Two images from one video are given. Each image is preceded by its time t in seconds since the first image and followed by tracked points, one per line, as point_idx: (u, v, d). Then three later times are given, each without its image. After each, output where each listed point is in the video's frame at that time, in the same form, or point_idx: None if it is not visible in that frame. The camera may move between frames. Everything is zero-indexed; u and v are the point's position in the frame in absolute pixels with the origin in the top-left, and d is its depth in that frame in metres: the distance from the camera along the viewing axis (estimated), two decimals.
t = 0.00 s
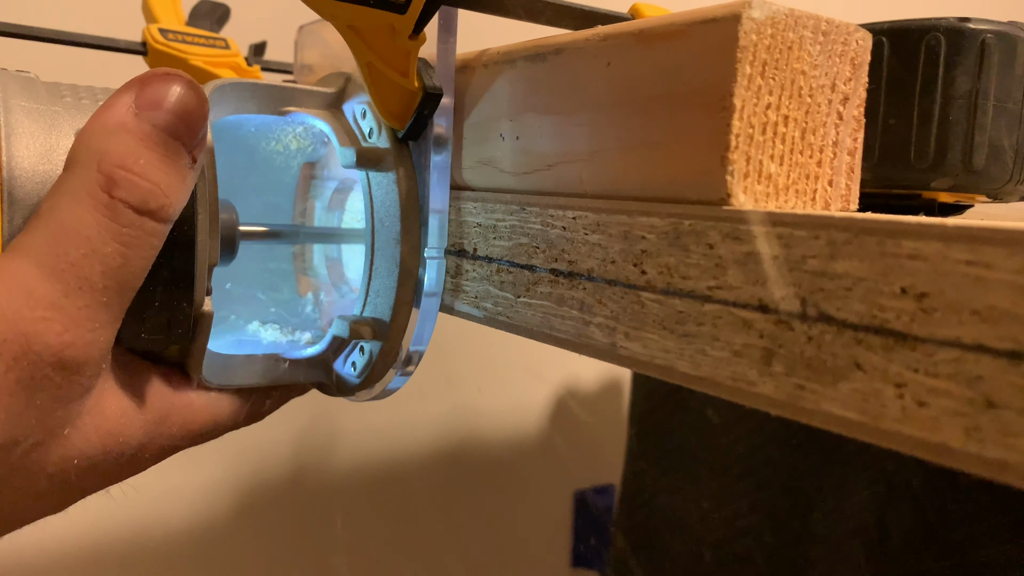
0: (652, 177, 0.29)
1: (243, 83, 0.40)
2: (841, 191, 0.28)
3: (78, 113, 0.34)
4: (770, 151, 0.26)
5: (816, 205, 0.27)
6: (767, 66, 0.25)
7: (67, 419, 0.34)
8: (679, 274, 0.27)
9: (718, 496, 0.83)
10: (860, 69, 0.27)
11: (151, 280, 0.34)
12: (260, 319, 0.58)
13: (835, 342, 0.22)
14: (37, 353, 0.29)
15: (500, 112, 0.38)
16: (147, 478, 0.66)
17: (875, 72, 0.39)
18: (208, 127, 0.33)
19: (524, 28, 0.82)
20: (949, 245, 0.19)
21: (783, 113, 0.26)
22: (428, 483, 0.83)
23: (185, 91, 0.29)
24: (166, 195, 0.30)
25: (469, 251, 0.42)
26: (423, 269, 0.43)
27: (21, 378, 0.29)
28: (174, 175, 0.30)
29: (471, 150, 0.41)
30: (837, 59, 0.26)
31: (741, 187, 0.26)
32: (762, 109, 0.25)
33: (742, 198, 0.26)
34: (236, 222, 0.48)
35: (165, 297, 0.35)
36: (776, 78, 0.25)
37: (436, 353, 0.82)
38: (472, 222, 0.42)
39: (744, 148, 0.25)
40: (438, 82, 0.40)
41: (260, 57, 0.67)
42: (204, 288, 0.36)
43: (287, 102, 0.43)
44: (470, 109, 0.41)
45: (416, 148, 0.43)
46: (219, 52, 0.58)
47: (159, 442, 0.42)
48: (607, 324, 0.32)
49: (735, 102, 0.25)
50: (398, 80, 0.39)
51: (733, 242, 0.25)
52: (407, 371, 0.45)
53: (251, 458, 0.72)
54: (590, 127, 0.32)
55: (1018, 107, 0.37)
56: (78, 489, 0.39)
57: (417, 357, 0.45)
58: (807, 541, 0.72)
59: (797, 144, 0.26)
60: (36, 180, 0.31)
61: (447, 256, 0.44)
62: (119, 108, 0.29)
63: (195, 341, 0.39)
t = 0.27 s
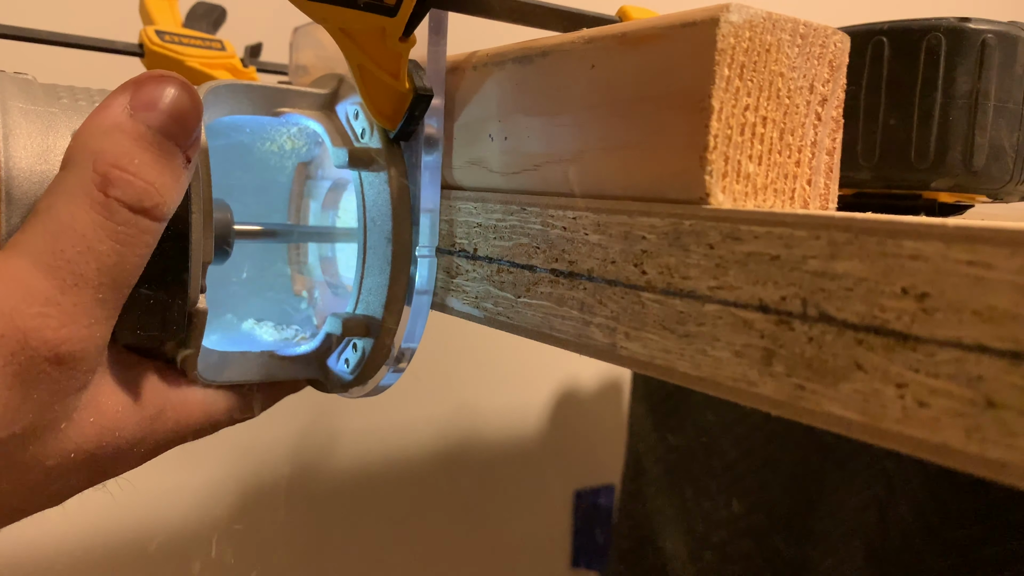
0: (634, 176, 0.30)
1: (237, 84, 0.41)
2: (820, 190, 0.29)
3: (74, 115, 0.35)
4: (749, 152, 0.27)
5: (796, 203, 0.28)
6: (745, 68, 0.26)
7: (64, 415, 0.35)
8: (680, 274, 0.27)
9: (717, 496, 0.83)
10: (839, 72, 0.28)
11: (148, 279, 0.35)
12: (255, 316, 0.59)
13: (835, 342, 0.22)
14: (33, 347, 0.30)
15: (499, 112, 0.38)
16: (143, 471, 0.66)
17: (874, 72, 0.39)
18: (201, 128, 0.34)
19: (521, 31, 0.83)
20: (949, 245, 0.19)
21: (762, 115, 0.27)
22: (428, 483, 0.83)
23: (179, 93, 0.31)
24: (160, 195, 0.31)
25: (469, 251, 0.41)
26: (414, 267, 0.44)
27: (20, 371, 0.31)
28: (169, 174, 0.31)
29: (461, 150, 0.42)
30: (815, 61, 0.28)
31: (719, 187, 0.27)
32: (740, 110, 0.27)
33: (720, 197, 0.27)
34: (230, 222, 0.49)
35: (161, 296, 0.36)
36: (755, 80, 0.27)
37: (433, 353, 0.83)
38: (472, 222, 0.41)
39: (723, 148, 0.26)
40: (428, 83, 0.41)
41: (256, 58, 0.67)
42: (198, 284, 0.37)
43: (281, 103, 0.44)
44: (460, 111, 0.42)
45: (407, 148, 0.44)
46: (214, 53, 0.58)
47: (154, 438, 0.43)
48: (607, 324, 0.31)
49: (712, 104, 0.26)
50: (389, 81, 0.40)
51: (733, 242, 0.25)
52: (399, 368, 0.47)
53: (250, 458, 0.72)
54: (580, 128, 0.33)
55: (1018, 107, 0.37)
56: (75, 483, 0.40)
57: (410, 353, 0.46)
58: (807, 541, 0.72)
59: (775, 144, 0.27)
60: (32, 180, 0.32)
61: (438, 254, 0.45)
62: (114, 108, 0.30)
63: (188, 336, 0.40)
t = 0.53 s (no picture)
0: (621, 175, 0.31)
1: (232, 85, 0.42)
2: (803, 190, 0.30)
3: (72, 116, 0.35)
4: (732, 152, 0.28)
5: (779, 202, 0.29)
6: (728, 70, 0.27)
7: (62, 411, 0.35)
8: (680, 274, 0.27)
9: (717, 496, 0.83)
10: (821, 73, 0.29)
11: (143, 277, 0.35)
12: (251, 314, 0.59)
13: (835, 342, 0.22)
14: (31, 343, 0.31)
15: (497, 111, 0.38)
16: (140, 465, 0.66)
17: (874, 73, 0.40)
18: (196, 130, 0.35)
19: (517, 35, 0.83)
20: (949, 246, 0.19)
21: (745, 115, 0.28)
22: (428, 483, 0.83)
23: (175, 94, 0.32)
24: (156, 193, 0.31)
25: (469, 251, 0.41)
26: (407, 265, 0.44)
27: (18, 367, 0.31)
28: (164, 173, 0.32)
29: (454, 151, 0.43)
30: (798, 62, 0.28)
31: (703, 186, 0.27)
32: (723, 111, 0.27)
33: (704, 196, 0.27)
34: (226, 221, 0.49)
35: (156, 293, 0.36)
36: (737, 82, 0.27)
37: (432, 353, 0.82)
38: (472, 222, 0.41)
39: (706, 149, 0.27)
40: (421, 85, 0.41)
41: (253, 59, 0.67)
42: (194, 282, 0.37)
43: (276, 103, 0.44)
44: (451, 110, 0.43)
45: (400, 148, 0.44)
46: (211, 54, 0.57)
47: (152, 434, 0.43)
48: (607, 324, 0.31)
49: (696, 105, 0.27)
50: (383, 83, 0.40)
51: (733, 242, 0.25)
52: (394, 365, 0.47)
53: (251, 459, 0.72)
54: (570, 128, 0.33)
55: (1019, 107, 0.37)
56: (72, 479, 0.40)
57: (403, 351, 0.46)
58: (807, 541, 0.72)
59: (758, 145, 0.28)
60: (32, 180, 0.32)
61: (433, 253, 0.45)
62: (111, 110, 0.31)
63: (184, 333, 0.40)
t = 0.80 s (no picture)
0: (608, 175, 0.32)
1: (228, 86, 0.42)
2: (786, 189, 0.30)
3: (69, 116, 0.35)
4: (716, 152, 0.28)
5: (763, 201, 0.30)
6: (712, 72, 0.28)
7: (59, 406, 0.35)
8: (680, 273, 0.27)
9: (717, 496, 0.83)
10: (804, 75, 0.30)
11: (140, 273, 0.35)
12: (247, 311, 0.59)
13: (835, 342, 0.22)
14: (30, 338, 0.31)
15: (497, 110, 0.38)
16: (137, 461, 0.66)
17: (873, 72, 0.39)
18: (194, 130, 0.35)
19: (512, 37, 0.84)
20: (949, 245, 0.19)
21: (729, 116, 0.28)
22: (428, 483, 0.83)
23: (170, 95, 0.32)
24: (152, 192, 0.32)
25: (469, 250, 0.41)
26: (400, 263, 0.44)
27: (16, 362, 0.31)
28: (160, 172, 0.32)
29: (445, 151, 0.44)
30: (781, 63, 0.29)
31: (687, 185, 0.28)
32: (707, 112, 0.28)
33: (687, 195, 0.28)
34: (222, 219, 0.49)
35: (151, 290, 0.36)
36: (721, 83, 0.28)
37: (430, 353, 0.82)
38: (472, 222, 0.41)
39: (690, 149, 0.28)
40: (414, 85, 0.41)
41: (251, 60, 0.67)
42: (189, 280, 0.37)
43: (271, 104, 0.44)
44: (444, 110, 0.43)
45: (394, 148, 0.44)
46: (207, 54, 0.58)
47: (147, 430, 0.43)
48: (607, 323, 0.31)
49: (679, 106, 0.27)
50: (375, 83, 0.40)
51: (733, 242, 0.25)
52: (388, 362, 0.46)
53: (251, 459, 0.72)
54: (562, 128, 0.34)
55: (1018, 108, 0.37)
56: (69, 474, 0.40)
57: (398, 348, 0.46)
58: (808, 541, 0.72)
59: (742, 145, 0.29)
60: (30, 179, 0.33)
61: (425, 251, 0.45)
62: (108, 110, 0.31)
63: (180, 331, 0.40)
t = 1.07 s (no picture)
0: (603, 174, 0.32)
1: (227, 87, 0.42)
2: (780, 188, 0.30)
3: (69, 115, 0.35)
4: (710, 150, 0.28)
5: (756, 198, 0.30)
6: (706, 71, 0.28)
7: (58, 404, 0.36)
8: (680, 273, 0.27)
9: (717, 495, 0.83)
10: (798, 74, 0.30)
11: (138, 271, 0.36)
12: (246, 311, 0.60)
13: (835, 342, 0.22)
14: (28, 336, 0.31)
15: (495, 110, 0.39)
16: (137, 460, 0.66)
17: (874, 73, 0.39)
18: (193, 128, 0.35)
19: (512, 37, 0.84)
20: (949, 245, 0.19)
21: (723, 115, 0.28)
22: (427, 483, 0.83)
23: (168, 94, 0.32)
24: (150, 191, 0.32)
25: (469, 250, 0.41)
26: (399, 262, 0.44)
27: (15, 360, 0.31)
28: (158, 171, 0.32)
29: (443, 150, 0.44)
30: (775, 63, 0.29)
31: (681, 184, 0.28)
32: (701, 111, 0.28)
33: (682, 194, 0.28)
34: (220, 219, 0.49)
35: (150, 287, 0.36)
36: (715, 82, 0.28)
37: (430, 352, 0.82)
38: (472, 221, 0.41)
39: (685, 148, 0.28)
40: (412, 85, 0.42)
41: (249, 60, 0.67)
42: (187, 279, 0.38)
43: (270, 103, 0.44)
44: (441, 110, 0.44)
45: (392, 147, 0.44)
46: (206, 53, 0.58)
47: (145, 428, 0.43)
48: (607, 323, 0.31)
49: (674, 104, 0.27)
50: (372, 83, 0.40)
51: (733, 241, 0.25)
52: (385, 360, 0.47)
53: (252, 459, 0.72)
54: (559, 127, 0.34)
55: (1019, 107, 0.37)
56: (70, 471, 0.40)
57: (395, 347, 0.46)
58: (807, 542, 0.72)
59: (736, 143, 0.29)
60: (29, 178, 0.33)
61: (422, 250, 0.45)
62: (106, 108, 0.31)
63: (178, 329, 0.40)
